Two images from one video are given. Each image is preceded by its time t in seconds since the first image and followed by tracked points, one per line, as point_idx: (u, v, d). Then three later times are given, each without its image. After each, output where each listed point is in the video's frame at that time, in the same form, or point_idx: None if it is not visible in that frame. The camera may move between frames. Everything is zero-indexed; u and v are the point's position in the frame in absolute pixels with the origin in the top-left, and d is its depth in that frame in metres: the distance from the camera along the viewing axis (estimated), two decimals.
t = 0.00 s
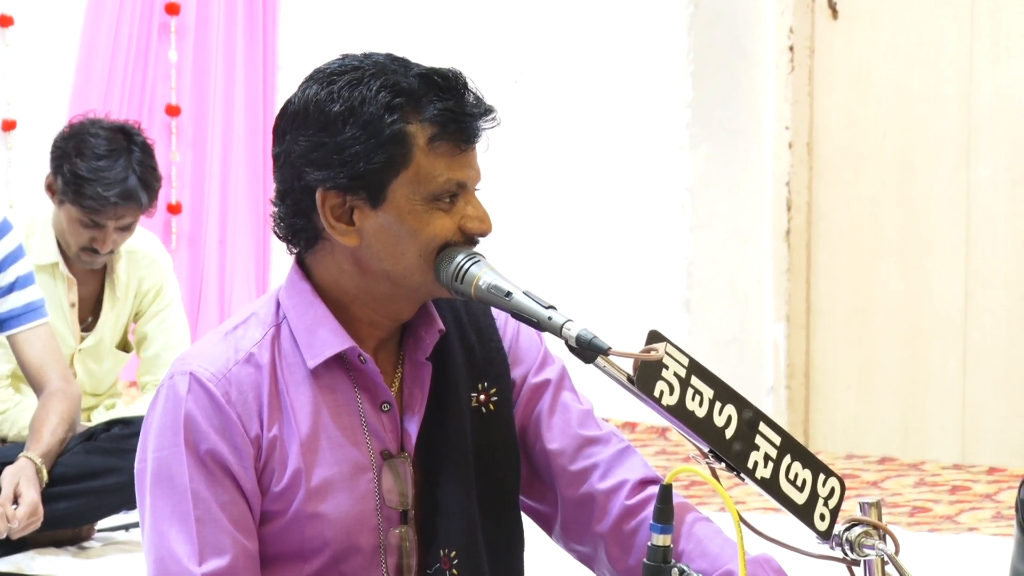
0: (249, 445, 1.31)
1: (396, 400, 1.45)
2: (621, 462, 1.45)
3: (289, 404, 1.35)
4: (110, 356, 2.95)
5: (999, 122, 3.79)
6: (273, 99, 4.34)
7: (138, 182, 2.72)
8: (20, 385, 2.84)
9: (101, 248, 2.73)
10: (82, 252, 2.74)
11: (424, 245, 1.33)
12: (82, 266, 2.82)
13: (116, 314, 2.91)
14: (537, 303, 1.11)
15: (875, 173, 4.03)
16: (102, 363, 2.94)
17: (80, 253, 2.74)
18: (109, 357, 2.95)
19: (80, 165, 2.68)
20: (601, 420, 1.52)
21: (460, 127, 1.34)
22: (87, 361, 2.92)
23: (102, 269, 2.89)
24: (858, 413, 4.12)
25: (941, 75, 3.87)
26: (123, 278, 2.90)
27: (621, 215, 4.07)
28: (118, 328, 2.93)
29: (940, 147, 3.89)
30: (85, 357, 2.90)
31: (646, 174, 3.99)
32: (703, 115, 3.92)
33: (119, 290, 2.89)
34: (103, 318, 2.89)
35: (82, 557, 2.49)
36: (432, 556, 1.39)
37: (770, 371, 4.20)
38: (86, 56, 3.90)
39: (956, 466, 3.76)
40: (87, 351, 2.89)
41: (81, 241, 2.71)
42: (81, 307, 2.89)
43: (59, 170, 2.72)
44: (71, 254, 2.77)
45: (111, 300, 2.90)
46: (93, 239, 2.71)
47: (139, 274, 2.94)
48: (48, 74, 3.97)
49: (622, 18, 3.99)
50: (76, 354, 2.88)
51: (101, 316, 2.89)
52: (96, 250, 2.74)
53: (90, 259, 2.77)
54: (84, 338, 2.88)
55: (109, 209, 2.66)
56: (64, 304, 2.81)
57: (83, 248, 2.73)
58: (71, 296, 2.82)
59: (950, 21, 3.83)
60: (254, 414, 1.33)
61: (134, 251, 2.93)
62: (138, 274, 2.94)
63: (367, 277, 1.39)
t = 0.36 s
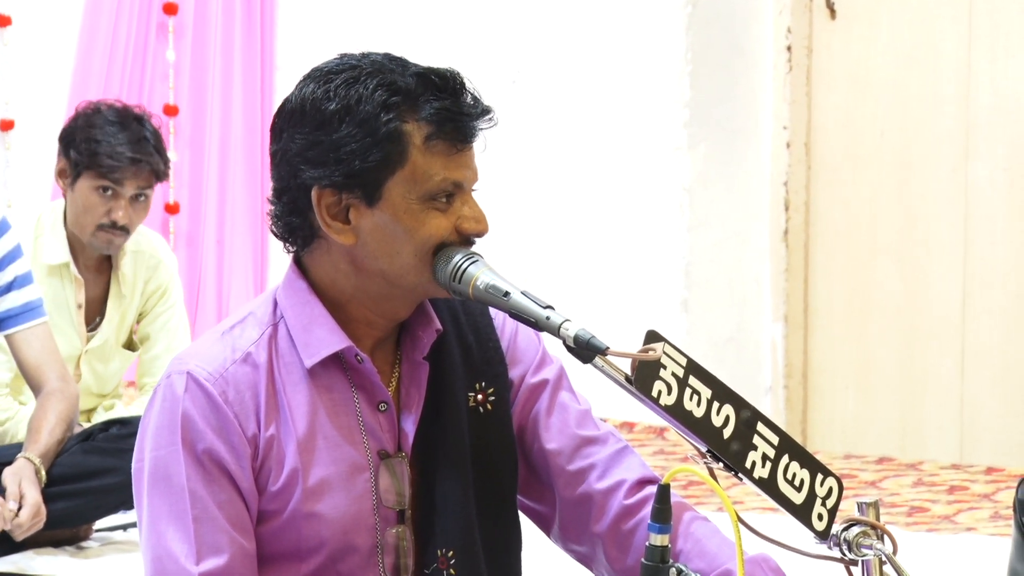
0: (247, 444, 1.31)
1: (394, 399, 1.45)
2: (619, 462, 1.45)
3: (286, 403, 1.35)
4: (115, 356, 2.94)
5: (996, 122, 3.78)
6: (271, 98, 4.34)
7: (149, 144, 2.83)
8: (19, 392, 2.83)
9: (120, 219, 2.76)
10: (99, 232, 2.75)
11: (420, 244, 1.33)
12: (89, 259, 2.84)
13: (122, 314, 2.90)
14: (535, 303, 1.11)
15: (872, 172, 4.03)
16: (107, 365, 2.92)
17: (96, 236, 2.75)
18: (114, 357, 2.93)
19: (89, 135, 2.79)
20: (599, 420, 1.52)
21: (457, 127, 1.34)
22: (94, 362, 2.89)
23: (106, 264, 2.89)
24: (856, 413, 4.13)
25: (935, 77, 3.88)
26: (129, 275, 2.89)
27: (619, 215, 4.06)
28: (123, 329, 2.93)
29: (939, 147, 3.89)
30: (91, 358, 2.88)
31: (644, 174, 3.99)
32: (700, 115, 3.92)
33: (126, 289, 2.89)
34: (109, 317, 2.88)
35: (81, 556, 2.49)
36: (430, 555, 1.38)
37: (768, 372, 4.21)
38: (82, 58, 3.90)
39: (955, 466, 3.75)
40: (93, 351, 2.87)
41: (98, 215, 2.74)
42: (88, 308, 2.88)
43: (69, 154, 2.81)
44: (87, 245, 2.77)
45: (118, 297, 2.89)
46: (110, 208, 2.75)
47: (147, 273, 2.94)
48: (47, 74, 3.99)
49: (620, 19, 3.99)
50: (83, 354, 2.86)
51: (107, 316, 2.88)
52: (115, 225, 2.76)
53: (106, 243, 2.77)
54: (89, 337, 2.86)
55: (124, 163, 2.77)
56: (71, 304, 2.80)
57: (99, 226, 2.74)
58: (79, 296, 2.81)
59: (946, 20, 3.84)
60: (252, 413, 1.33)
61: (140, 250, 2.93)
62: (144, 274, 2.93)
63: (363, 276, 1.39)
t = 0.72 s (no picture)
0: (246, 444, 1.31)
1: (393, 398, 1.45)
2: (619, 462, 1.45)
3: (286, 402, 1.35)
4: (115, 354, 2.93)
5: (995, 121, 3.77)
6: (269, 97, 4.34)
7: (142, 128, 2.86)
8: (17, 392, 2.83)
9: (118, 206, 2.77)
10: (99, 220, 2.75)
11: (414, 242, 1.33)
12: (89, 258, 2.86)
13: (122, 311, 2.90)
14: (535, 304, 1.11)
15: (871, 172, 4.04)
16: (106, 364, 2.91)
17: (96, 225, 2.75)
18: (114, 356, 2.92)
19: (82, 124, 2.82)
20: (599, 421, 1.52)
21: (453, 125, 1.34)
22: (93, 360, 2.88)
23: (105, 263, 2.90)
24: (855, 411, 4.13)
25: (933, 77, 3.88)
26: (127, 271, 2.89)
27: (618, 215, 4.07)
28: (122, 327, 2.92)
29: (938, 147, 3.89)
30: (90, 356, 2.87)
31: (643, 173, 3.99)
32: (699, 114, 3.92)
33: (125, 287, 2.89)
34: (107, 313, 2.87)
35: (80, 556, 2.49)
36: (429, 554, 1.38)
37: (768, 371, 4.21)
38: (82, 56, 3.90)
39: (953, 466, 3.75)
40: (92, 349, 2.86)
41: (97, 202, 2.76)
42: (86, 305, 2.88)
43: (62, 146, 2.84)
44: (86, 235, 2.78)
45: (116, 294, 2.89)
46: (108, 194, 2.77)
47: (144, 272, 2.94)
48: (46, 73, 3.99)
49: (619, 18, 3.99)
50: (82, 351, 2.85)
51: (106, 313, 2.87)
52: (114, 212, 2.77)
53: (106, 231, 2.77)
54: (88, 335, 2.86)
55: (119, 147, 2.80)
56: (70, 301, 2.80)
57: (98, 215, 2.75)
58: (77, 293, 2.81)
59: (944, 19, 3.84)
60: (251, 412, 1.33)
61: (138, 248, 2.93)
62: (143, 272, 2.93)
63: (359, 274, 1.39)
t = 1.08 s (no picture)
0: (248, 441, 1.31)
1: (395, 396, 1.45)
2: (622, 462, 1.45)
3: (287, 400, 1.35)
4: (115, 354, 2.92)
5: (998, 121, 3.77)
6: (271, 96, 4.34)
7: (139, 126, 2.86)
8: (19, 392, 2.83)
9: (118, 204, 2.77)
10: (99, 219, 2.75)
11: (405, 236, 1.33)
12: (89, 258, 2.86)
13: (122, 311, 2.90)
14: (538, 303, 1.11)
15: (873, 171, 4.04)
16: (107, 364, 2.90)
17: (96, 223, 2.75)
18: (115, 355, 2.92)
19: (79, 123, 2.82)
20: (602, 422, 1.52)
21: (439, 116, 1.33)
22: (94, 360, 2.88)
23: (106, 263, 2.90)
24: (857, 412, 4.13)
25: (936, 76, 3.88)
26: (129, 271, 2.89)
27: (620, 215, 4.07)
28: (124, 327, 2.92)
29: (938, 147, 3.89)
30: (91, 356, 2.86)
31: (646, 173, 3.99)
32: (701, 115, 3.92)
33: (126, 287, 2.89)
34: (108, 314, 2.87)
35: (83, 556, 2.49)
36: (431, 553, 1.38)
37: (770, 371, 4.21)
38: (84, 58, 3.89)
39: (956, 466, 3.75)
40: (93, 349, 2.86)
41: (96, 201, 2.76)
42: (87, 305, 2.87)
43: (60, 146, 2.84)
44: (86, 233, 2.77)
45: (117, 295, 2.89)
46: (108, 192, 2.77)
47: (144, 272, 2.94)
48: (48, 73, 3.99)
49: (622, 18, 3.99)
50: (83, 351, 2.84)
51: (107, 312, 2.87)
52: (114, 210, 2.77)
53: (107, 229, 2.77)
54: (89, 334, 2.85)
55: (116, 145, 2.80)
56: (71, 300, 2.80)
57: (98, 213, 2.75)
58: (78, 293, 2.81)
59: (947, 19, 3.84)
60: (252, 410, 1.32)
61: (139, 248, 2.93)
62: (144, 272, 2.93)
63: (353, 271, 1.39)
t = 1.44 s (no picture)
0: (257, 437, 1.31)
1: (406, 394, 1.45)
2: (632, 462, 1.44)
3: (297, 396, 1.34)
4: (124, 354, 2.92)
5: (1007, 122, 3.78)
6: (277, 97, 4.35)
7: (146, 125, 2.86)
8: (28, 392, 2.82)
9: (125, 205, 2.77)
10: (107, 219, 2.75)
11: (412, 234, 1.33)
12: (98, 259, 2.85)
13: (131, 312, 2.90)
14: (546, 304, 1.10)
15: (882, 171, 4.04)
16: (116, 364, 2.90)
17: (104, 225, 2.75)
18: (123, 355, 2.92)
19: (86, 124, 2.83)
20: (612, 421, 1.51)
21: (447, 112, 1.33)
22: (103, 361, 2.88)
23: (114, 264, 2.90)
24: (865, 412, 4.13)
25: (945, 76, 3.88)
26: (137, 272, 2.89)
27: (628, 214, 4.06)
28: (133, 328, 2.92)
29: (946, 148, 3.90)
30: (100, 357, 2.86)
31: (655, 172, 3.99)
32: (710, 115, 3.92)
33: (135, 287, 2.89)
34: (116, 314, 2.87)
35: (92, 557, 2.49)
36: (440, 550, 1.38)
37: (779, 371, 4.21)
38: (94, 56, 3.90)
39: (965, 467, 3.75)
40: (102, 349, 2.86)
41: (104, 202, 2.76)
42: (96, 305, 2.87)
43: (68, 146, 2.85)
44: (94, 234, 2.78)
45: (126, 295, 2.89)
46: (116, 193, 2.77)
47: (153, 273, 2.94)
48: (56, 73, 3.98)
49: (631, 18, 3.99)
50: (91, 352, 2.85)
51: (116, 313, 2.87)
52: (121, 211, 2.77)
53: (115, 230, 2.77)
54: (98, 335, 2.86)
55: (124, 146, 2.80)
56: (79, 301, 2.80)
57: (106, 215, 2.75)
58: (87, 294, 2.81)
59: (958, 19, 3.84)
60: (262, 407, 1.32)
61: (147, 249, 2.94)
62: (152, 273, 2.94)
63: (362, 269, 1.40)
